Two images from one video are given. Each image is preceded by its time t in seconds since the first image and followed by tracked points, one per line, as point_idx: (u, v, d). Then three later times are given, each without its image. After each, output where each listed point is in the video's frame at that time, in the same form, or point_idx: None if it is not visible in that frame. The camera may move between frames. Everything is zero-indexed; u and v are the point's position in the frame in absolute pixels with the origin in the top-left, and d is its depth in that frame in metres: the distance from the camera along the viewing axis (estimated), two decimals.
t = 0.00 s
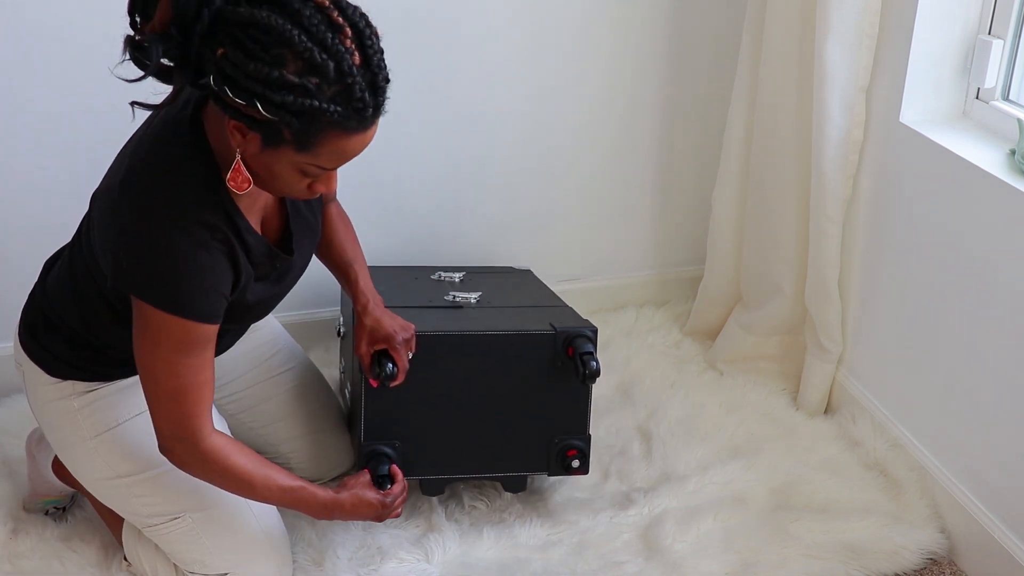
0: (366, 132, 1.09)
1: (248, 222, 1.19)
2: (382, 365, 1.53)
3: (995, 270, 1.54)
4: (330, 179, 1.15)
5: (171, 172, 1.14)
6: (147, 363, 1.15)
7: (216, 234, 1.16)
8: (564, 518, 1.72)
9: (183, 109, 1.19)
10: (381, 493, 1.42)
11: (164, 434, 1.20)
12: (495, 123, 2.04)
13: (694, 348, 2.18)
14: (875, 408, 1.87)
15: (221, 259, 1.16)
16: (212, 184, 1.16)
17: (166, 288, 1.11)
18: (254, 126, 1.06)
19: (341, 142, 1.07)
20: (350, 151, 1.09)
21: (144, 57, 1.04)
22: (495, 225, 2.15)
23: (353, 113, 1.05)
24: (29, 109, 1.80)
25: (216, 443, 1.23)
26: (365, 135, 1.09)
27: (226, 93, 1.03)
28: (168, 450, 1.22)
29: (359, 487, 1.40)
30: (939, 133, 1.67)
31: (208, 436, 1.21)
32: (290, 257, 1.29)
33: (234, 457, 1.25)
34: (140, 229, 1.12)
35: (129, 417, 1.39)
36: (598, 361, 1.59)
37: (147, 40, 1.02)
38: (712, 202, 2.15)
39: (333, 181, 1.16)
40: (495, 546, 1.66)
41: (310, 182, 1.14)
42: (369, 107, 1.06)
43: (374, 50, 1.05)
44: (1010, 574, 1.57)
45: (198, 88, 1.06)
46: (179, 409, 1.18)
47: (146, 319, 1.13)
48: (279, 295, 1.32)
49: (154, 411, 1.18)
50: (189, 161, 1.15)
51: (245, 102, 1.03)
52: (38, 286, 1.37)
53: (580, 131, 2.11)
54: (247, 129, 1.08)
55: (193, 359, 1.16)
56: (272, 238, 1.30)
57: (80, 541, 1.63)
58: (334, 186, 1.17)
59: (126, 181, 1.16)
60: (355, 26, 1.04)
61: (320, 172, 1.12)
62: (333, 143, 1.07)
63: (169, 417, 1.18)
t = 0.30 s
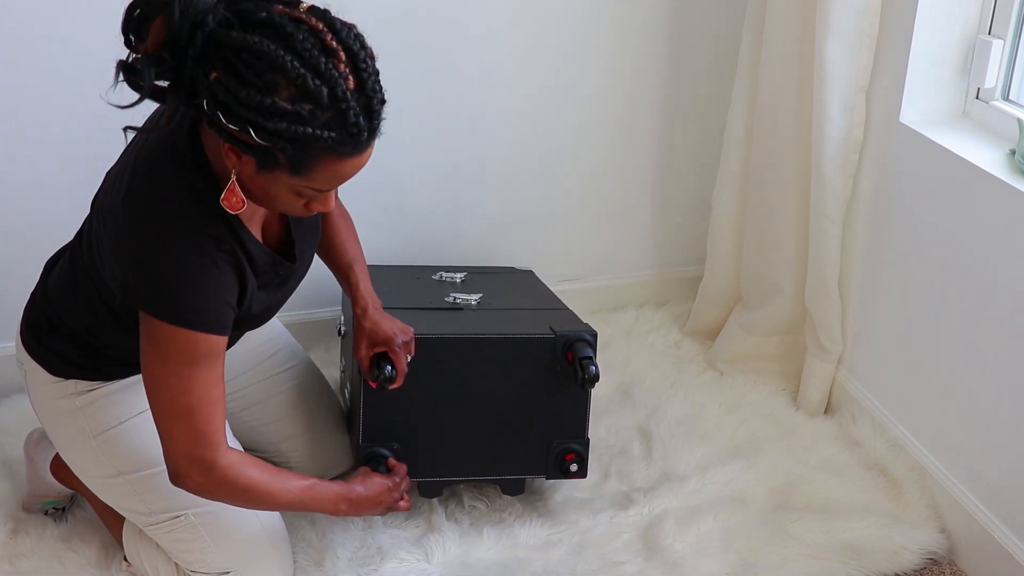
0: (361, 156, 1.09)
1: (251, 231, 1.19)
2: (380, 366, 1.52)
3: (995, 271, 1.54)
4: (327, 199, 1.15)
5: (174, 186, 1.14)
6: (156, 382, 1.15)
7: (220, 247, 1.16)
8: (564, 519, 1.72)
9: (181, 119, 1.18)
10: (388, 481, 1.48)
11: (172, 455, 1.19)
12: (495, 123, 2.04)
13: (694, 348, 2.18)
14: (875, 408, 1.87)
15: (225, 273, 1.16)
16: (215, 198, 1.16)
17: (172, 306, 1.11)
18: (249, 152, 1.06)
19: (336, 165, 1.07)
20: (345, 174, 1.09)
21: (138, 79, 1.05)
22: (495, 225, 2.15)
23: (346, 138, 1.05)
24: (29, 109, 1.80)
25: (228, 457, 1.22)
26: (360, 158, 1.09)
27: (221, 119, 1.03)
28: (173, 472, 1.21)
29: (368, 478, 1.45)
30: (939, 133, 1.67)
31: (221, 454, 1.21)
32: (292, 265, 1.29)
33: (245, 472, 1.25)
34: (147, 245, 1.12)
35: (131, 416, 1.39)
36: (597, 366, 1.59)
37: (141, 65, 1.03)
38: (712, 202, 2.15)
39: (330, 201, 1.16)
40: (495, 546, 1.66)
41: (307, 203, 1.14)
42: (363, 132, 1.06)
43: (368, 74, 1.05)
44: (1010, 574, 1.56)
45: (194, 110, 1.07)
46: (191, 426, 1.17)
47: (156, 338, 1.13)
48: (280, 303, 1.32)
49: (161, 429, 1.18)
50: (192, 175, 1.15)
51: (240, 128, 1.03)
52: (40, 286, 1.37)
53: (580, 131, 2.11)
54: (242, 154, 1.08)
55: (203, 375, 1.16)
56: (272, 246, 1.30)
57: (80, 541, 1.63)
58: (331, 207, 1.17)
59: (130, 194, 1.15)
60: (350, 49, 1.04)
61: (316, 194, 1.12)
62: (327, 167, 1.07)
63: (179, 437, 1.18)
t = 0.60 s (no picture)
0: (359, 187, 1.10)
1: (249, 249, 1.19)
2: (378, 379, 1.51)
3: (995, 271, 1.54)
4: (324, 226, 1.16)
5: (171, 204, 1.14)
6: (144, 397, 1.15)
7: (218, 268, 1.16)
8: (564, 519, 1.72)
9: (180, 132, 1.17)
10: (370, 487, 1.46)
11: (158, 467, 1.21)
12: (495, 124, 2.04)
13: (694, 348, 2.18)
14: (875, 408, 1.87)
15: (223, 295, 1.17)
16: (211, 218, 1.16)
17: (167, 329, 1.12)
18: (247, 187, 1.06)
19: (334, 197, 1.08)
20: (343, 204, 1.11)
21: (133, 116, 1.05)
22: (495, 225, 2.15)
23: (344, 172, 1.06)
24: (29, 110, 1.80)
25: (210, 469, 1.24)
26: (357, 188, 1.10)
27: (217, 157, 1.03)
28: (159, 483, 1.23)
29: (348, 485, 1.44)
30: (939, 133, 1.67)
31: (204, 466, 1.23)
32: (291, 279, 1.29)
33: (227, 483, 1.26)
34: (143, 266, 1.13)
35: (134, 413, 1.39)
36: (594, 391, 1.57)
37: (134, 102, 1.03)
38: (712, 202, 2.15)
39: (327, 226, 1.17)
40: (496, 546, 1.66)
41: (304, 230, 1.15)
42: (361, 165, 1.07)
43: (365, 107, 1.06)
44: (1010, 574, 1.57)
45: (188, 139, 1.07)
46: (178, 441, 1.19)
47: (144, 354, 1.14)
48: (275, 314, 1.33)
49: (150, 441, 1.19)
50: (188, 195, 1.15)
51: (236, 166, 1.03)
52: (41, 286, 1.37)
53: (580, 131, 2.11)
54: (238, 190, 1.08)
55: (191, 390, 1.17)
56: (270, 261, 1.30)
57: (80, 542, 1.63)
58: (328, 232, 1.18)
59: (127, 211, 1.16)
60: (346, 84, 1.05)
61: (314, 223, 1.13)
62: (325, 200, 1.08)
63: (166, 450, 1.19)
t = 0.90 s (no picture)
0: (349, 209, 1.10)
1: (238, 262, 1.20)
2: (379, 398, 1.50)
3: (995, 271, 1.54)
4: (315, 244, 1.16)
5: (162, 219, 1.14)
6: (140, 413, 1.16)
7: (209, 284, 1.16)
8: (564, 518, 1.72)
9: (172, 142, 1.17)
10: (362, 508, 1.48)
11: (154, 481, 1.22)
12: (495, 123, 2.04)
13: (693, 348, 2.19)
14: (875, 408, 1.87)
15: (215, 311, 1.17)
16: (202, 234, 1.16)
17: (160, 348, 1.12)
18: (237, 211, 1.07)
19: (324, 219, 1.09)
20: (333, 225, 1.11)
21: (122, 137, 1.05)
22: (496, 224, 2.16)
23: (335, 196, 1.07)
24: (28, 110, 1.79)
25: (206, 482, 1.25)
26: (347, 210, 1.11)
27: (207, 182, 1.04)
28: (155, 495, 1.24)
29: (342, 505, 1.46)
30: (939, 133, 1.68)
31: (199, 479, 1.24)
32: (281, 290, 1.29)
33: (224, 496, 1.28)
34: (135, 282, 1.13)
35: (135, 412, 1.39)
36: (595, 426, 1.55)
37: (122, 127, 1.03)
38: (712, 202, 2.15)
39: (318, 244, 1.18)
40: (495, 546, 1.65)
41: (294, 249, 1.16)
42: (351, 188, 1.08)
43: (354, 131, 1.06)
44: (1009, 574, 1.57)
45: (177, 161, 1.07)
46: (175, 455, 1.19)
47: (138, 373, 1.14)
48: (266, 322, 1.33)
49: (145, 455, 1.19)
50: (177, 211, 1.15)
51: (226, 191, 1.04)
52: (38, 287, 1.37)
53: (580, 131, 2.11)
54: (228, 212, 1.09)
55: (186, 404, 1.17)
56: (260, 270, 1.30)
57: (80, 541, 1.63)
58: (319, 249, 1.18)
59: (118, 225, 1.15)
60: (335, 108, 1.05)
61: (304, 243, 1.14)
62: (316, 223, 1.09)
63: (162, 464, 1.20)
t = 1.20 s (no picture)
0: (336, 208, 1.11)
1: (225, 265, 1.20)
2: (381, 409, 1.50)
3: (995, 271, 1.54)
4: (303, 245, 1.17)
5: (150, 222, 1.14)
6: (132, 417, 1.16)
7: (196, 288, 1.16)
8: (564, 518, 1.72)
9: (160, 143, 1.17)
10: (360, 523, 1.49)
11: (147, 483, 1.22)
12: (495, 123, 2.04)
13: (694, 348, 2.19)
14: (875, 408, 1.87)
15: (203, 315, 1.18)
16: (190, 237, 1.16)
17: (149, 351, 1.12)
18: (224, 212, 1.07)
19: (311, 219, 1.09)
20: (320, 225, 1.12)
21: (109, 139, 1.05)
22: (496, 224, 2.16)
23: (322, 196, 1.07)
24: (27, 110, 1.79)
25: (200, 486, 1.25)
26: (335, 210, 1.11)
27: (193, 182, 1.04)
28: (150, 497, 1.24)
29: (339, 520, 1.47)
30: (939, 133, 1.68)
31: (193, 483, 1.24)
32: (269, 292, 1.29)
33: (218, 502, 1.29)
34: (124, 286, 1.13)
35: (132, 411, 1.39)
36: (598, 437, 1.56)
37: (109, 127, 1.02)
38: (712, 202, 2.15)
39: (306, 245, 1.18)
40: (495, 546, 1.65)
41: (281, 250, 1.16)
42: (338, 188, 1.08)
43: (341, 130, 1.07)
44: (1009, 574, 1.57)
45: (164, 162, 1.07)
46: (168, 458, 1.20)
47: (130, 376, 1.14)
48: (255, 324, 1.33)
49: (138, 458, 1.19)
50: (165, 214, 1.15)
51: (213, 191, 1.04)
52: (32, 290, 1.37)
53: (580, 131, 2.11)
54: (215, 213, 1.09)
55: (178, 407, 1.17)
56: (250, 272, 1.30)
57: (80, 541, 1.63)
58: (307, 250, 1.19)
59: (107, 228, 1.15)
60: (322, 108, 1.05)
61: (292, 244, 1.14)
62: (302, 223, 1.09)
63: (155, 466, 1.20)
